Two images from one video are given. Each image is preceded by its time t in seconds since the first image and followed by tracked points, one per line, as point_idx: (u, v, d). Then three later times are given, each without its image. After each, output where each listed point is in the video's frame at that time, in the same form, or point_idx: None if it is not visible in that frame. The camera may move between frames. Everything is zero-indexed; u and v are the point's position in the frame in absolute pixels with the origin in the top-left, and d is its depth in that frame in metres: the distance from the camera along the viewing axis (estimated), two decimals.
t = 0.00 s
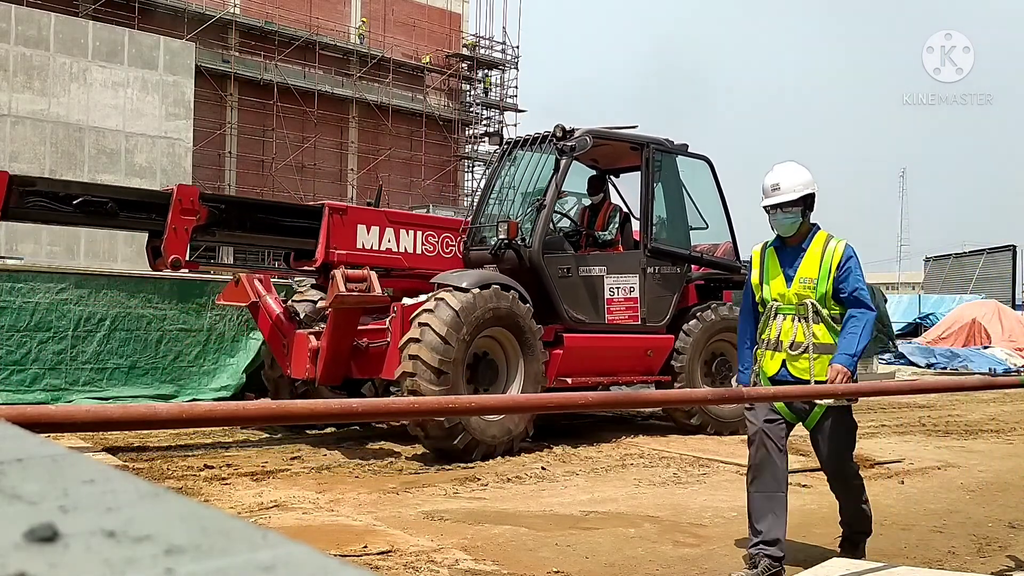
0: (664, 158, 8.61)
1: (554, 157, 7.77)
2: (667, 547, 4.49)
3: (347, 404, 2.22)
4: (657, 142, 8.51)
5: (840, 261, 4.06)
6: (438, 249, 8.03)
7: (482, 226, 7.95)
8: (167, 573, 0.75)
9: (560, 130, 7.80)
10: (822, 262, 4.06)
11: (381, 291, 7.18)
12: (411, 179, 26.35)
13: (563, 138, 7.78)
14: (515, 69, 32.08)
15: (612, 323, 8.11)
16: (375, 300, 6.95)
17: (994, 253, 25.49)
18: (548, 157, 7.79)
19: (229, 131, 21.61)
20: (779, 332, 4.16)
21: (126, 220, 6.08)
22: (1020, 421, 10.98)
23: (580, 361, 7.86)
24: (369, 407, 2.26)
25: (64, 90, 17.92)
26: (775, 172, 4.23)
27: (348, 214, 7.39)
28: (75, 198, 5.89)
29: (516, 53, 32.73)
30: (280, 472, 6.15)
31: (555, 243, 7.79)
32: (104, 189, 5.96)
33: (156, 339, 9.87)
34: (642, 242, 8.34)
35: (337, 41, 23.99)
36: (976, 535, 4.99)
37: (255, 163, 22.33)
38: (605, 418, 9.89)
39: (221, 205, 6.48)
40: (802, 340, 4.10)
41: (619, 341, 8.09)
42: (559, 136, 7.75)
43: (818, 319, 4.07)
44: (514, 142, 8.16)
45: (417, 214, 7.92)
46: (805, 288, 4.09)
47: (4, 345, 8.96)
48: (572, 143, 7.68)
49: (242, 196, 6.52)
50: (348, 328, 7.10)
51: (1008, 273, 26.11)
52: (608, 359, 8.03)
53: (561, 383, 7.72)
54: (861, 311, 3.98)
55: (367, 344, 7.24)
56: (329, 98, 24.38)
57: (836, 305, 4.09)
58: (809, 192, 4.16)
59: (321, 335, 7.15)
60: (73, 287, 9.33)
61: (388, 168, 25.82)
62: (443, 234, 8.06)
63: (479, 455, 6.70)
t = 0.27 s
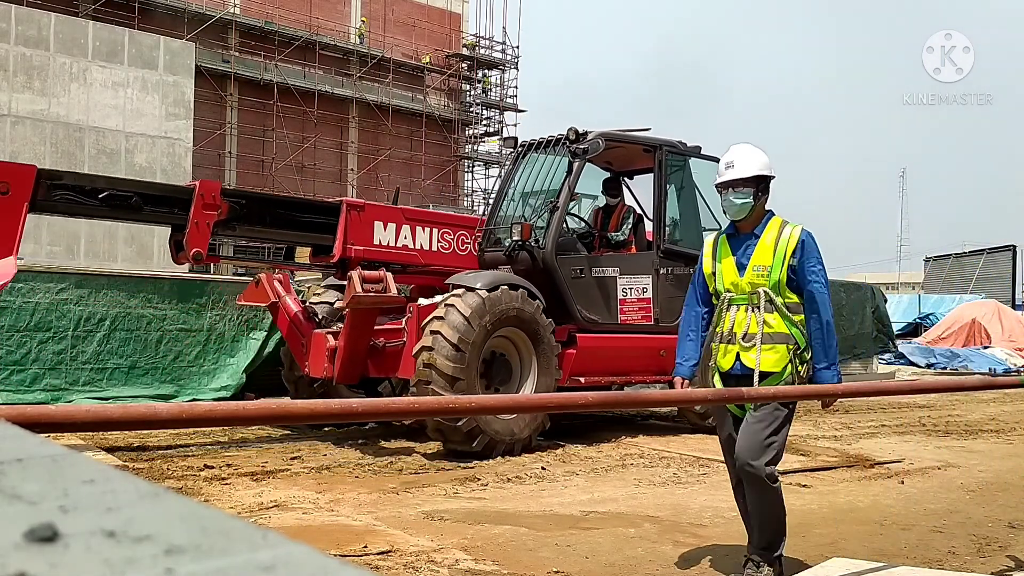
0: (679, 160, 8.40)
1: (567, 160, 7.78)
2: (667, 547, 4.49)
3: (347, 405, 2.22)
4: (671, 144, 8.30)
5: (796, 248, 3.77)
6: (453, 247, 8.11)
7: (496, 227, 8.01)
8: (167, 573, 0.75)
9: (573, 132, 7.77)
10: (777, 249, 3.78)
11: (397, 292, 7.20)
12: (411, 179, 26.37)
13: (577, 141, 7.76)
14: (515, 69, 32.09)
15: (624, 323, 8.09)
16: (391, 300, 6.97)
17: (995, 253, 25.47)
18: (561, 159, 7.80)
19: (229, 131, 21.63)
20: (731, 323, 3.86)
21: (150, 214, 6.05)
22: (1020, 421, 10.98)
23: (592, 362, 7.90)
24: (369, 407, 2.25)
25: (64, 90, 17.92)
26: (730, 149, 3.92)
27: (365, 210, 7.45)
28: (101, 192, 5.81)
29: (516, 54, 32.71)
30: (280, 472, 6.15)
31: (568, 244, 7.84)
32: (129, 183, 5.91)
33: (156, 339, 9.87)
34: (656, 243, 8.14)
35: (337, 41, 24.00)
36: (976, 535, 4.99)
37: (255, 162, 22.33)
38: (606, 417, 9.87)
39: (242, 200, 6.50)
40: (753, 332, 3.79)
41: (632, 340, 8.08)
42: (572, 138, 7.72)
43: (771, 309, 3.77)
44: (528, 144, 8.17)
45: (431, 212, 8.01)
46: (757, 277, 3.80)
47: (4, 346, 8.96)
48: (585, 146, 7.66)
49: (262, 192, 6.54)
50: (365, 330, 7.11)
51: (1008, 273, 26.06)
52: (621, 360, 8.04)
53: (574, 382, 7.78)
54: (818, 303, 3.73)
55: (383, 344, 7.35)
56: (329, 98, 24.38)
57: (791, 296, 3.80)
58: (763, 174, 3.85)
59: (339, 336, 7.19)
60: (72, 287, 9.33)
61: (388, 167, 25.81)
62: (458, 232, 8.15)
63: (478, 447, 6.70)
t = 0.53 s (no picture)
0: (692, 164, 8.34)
1: (580, 163, 7.79)
2: (667, 547, 4.49)
3: (347, 405, 2.22)
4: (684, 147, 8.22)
5: (753, 256, 3.54)
6: (469, 245, 8.04)
7: (511, 229, 8.07)
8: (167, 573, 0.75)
9: (587, 136, 7.80)
10: (733, 254, 3.54)
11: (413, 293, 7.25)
12: (411, 179, 26.38)
13: (590, 145, 7.78)
14: (514, 69, 32.09)
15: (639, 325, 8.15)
16: (408, 300, 7.02)
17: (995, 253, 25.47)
18: (575, 163, 7.82)
19: (229, 131, 21.62)
20: (677, 328, 3.59)
21: (173, 208, 6.24)
22: (1020, 421, 10.97)
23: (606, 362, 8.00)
24: (369, 407, 2.25)
25: (64, 90, 17.92)
26: (695, 140, 3.71)
27: (383, 208, 7.46)
28: (126, 184, 5.99)
29: (516, 54, 32.68)
30: (280, 472, 6.15)
31: (582, 246, 7.88)
32: (155, 177, 6.10)
33: (156, 339, 9.87)
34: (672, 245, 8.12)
35: (337, 40, 23.99)
36: (976, 535, 4.99)
37: (255, 162, 22.33)
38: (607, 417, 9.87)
39: (264, 196, 6.65)
40: (701, 340, 3.53)
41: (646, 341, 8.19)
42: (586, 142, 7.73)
43: (722, 317, 3.53)
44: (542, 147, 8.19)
45: (449, 210, 7.95)
46: (710, 281, 3.55)
47: (4, 345, 8.96)
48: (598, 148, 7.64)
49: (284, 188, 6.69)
50: (381, 329, 7.20)
51: (1008, 273, 26.05)
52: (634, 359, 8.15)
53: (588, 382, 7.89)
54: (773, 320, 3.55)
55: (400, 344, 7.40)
56: (329, 97, 24.37)
57: (742, 305, 3.57)
58: (726, 166, 3.64)
59: (357, 335, 7.24)
60: (72, 287, 9.32)
61: (388, 168, 25.81)
62: (475, 230, 8.08)
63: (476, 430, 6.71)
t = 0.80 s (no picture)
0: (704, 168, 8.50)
1: (596, 166, 7.77)
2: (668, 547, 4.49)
3: (347, 405, 2.22)
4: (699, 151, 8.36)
5: (701, 242, 3.34)
6: (486, 245, 8.06)
7: (528, 232, 8.02)
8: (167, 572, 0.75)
9: (603, 140, 7.80)
10: (681, 240, 3.36)
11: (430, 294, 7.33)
12: (411, 179, 26.39)
13: (606, 148, 7.78)
14: (515, 68, 32.11)
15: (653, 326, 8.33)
16: (426, 300, 7.10)
17: (995, 253, 25.44)
18: (591, 166, 7.80)
19: (229, 131, 21.62)
20: (625, 319, 3.45)
21: (199, 206, 6.28)
22: (1020, 421, 10.97)
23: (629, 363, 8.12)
24: (368, 407, 2.25)
25: (64, 90, 17.92)
26: (644, 119, 3.56)
27: (403, 208, 7.45)
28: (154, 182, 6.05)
29: (516, 53, 32.66)
30: (280, 472, 6.15)
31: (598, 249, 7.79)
32: (182, 176, 6.16)
33: (156, 339, 9.87)
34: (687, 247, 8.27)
35: (337, 40, 23.98)
36: (976, 535, 4.99)
37: (255, 162, 22.32)
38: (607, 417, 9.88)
39: (288, 194, 6.71)
40: (648, 332, 3.38)
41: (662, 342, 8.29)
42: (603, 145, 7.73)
43: (669, 308, 3.36)
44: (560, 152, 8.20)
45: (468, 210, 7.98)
46: (657, 270, 3.39)
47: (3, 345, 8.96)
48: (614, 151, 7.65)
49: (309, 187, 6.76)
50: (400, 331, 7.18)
51: (1008, 273, 26.03)
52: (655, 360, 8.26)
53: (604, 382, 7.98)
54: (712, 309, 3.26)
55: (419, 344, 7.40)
56: (328, 97, 24.37)
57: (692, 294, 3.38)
58: (677, 148, 3.48)
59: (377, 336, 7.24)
60: (72, 287, 9.32)
61: (388, 168, 25.80)
62: (492, 231, 8.12)
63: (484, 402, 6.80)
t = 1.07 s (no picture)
0: (721, 169, 8.75)
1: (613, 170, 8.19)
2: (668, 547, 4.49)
3: (347, 405, 2.22)
4: (714, 153, 8.63)
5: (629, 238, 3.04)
6: (506, 245, 7.98)
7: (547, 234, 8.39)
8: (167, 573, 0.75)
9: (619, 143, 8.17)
10: (607, 236, 3.05)
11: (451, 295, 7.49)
12: (411, 179, 26.40)
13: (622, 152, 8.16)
14: (515, 68, 32.11)
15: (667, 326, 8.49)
16: (446, 301, 7.29)
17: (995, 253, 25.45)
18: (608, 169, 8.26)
19: (229, 131, 21.63)
20: (551, 323, 3.13)
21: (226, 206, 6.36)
22: (1019, 421, 10.98)
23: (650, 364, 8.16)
24: (368, 407, 2.24)
25: (64, 90, 17.92)
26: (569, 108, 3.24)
27: (423, 208, 7.41)
28: (182, 182, 6.18)
29: (516, 54, 32.68)
30: (280, 472, 6.15)
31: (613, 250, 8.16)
32: (209, 176, 6.25)
33: (156, 339, 9.87)
34: (702, 247, 8.47)
35: (337, 40, 23.99)
36: (976, 535, 4.99)
37: (255, 162, 22.33)
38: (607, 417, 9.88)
39: (310, 194, 6.69)
40: (576, 338, 3.07)
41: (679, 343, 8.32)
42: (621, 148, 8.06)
43: (598, 310, 3.06)
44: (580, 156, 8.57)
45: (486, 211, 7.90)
46: (584, 270, 3.07)
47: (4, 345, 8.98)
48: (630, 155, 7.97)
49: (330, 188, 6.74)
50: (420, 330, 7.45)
51: (1008, 273, 26.05)
52: (674, 361, 8.29)
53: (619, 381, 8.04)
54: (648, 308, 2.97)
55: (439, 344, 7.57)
56: (328, 97, 24.38)
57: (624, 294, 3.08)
58: (603, 138, 3.17)
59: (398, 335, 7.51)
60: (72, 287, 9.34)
61: (388, 168, 25.82)
62: (510, 230, 8.02)
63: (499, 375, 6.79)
